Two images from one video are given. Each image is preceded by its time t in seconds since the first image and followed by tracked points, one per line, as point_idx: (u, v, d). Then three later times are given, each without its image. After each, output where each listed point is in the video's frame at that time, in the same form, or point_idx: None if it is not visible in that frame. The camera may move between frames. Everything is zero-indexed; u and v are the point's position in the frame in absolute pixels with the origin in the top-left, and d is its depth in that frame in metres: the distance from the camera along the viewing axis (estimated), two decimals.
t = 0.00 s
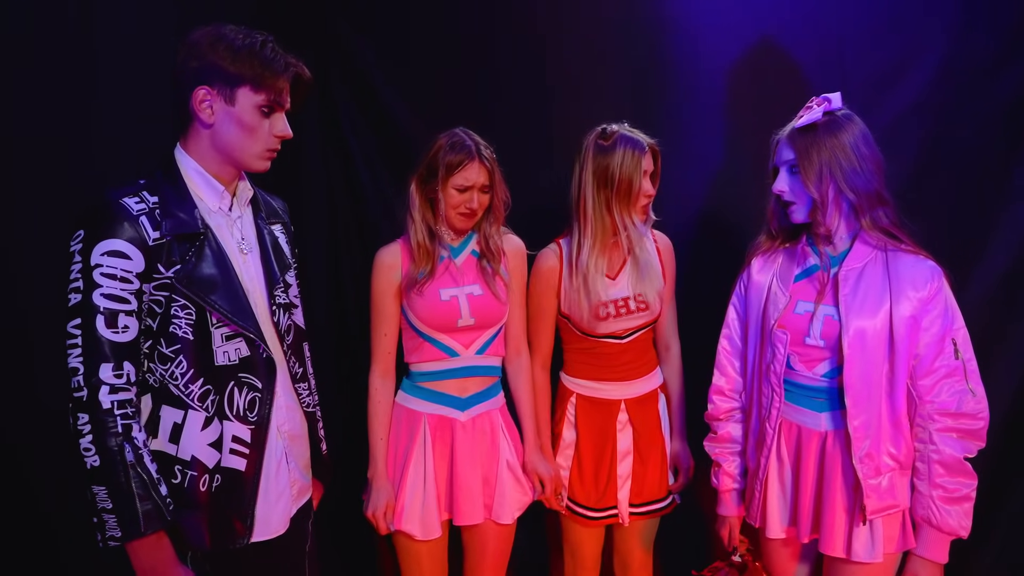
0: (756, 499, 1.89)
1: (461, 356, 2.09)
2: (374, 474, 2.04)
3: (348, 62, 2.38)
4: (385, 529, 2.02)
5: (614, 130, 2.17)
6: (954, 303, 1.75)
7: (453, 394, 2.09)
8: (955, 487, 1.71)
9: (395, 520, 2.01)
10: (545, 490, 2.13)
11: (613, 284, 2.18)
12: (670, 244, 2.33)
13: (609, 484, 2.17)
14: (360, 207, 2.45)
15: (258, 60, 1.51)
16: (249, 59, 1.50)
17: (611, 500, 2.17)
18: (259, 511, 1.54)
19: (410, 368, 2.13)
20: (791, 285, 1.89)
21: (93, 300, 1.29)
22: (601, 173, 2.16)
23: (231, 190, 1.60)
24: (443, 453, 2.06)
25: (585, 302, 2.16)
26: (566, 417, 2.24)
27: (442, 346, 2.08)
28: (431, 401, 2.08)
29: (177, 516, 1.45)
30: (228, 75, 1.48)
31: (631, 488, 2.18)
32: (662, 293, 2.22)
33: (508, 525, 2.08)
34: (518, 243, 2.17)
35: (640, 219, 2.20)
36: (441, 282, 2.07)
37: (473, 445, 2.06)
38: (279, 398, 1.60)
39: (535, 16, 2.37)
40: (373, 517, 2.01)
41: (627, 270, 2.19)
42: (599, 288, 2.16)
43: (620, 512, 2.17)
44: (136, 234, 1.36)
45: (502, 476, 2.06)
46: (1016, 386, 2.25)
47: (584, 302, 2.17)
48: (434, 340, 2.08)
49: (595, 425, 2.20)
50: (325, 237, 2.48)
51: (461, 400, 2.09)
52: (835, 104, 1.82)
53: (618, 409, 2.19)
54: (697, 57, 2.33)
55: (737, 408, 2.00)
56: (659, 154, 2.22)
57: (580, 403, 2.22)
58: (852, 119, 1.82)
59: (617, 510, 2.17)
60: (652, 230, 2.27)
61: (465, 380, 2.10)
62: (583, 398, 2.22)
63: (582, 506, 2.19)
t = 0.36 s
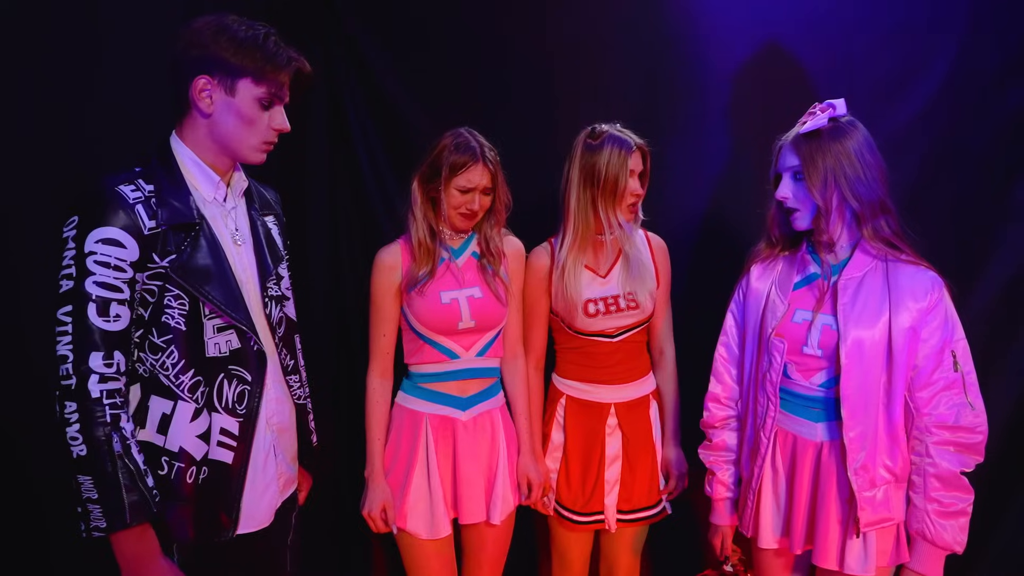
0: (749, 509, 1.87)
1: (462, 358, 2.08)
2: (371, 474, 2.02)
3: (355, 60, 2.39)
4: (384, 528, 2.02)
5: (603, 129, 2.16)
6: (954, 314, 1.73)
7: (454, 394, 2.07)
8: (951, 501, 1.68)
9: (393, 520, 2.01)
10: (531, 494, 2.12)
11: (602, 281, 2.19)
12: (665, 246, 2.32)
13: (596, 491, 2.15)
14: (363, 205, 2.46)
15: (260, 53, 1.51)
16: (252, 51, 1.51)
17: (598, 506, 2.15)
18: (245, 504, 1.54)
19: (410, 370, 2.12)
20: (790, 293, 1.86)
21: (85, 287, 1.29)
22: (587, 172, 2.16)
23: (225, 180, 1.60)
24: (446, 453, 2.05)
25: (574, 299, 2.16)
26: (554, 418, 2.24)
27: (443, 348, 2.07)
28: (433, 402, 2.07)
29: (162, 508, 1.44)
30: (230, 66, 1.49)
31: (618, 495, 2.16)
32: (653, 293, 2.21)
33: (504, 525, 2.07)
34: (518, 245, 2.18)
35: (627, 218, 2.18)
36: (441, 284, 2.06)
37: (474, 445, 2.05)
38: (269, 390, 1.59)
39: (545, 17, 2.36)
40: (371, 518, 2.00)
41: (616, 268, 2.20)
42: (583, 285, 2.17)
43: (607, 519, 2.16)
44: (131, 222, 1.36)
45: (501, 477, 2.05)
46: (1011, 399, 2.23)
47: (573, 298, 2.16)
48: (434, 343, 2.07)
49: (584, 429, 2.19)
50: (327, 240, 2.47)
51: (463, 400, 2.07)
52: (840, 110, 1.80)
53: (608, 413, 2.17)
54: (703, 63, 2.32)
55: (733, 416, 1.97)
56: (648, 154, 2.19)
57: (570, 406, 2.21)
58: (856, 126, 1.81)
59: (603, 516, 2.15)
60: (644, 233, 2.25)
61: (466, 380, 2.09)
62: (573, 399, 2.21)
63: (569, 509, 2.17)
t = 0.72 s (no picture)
0: (748, 511, 1.85)
1: (452, 361, 2.05)
2: (361, 475, 1.99)
3: (343, 62, 2.36)
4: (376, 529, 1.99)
5: (583, 132, 2.17)
6: (950, 312, 1.71)
7: (444, 397, 2.04)
8: (950, 500, 1.67)
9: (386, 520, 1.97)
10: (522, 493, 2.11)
11: (591, 278, 2.18)
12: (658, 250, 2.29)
13: (586, 491, 2.14)
14: (353, 209, 2.42)
15: (245, 61, 1.49)
16: (237, 59, 1.48)
17: (587, 507, 2.14)
18: (228, 516, 1.50)
19: (399, 374, 2.09)
20: (785, 294, 1.85)
21: (65, 297, 1.24)
22: (568, 171, 2.17)
23: (206, 187, 1.56)
24: (436, 457, 2.02)
25: (561, 296, 2.14)
26: (545, 420, 2.22)
27: (433, 351, 2.04)
28: (423, 406, 2.04)
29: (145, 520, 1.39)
30: (213, 74, 1.45)
31: (609, 497, 2.14)
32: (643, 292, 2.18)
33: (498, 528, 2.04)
34: (505, 247, 2.15)
35: (610, 218, 2.17)
36: (431, 286, 2.03)
37: (465, 450, 2.02)
38: (251, 400, 1.55)
39: (537, 18, 2.34)
40: (364, 517, 1.96)
41: (604, 266, 2.18)
42: (570, 280, 2.16)
43: (597, 520, 2.14)
44: (112, 230, 1.32)
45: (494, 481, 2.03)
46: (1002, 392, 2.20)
47: (559, 294, 2.14)
48: (424, 346, 2.04)
49: (572, 431, 2.17)
50: (316, 244, 2.43)
51: (453, 404, 2.04)
52: (833, 110, 1.80)
53: (597, 416, 2.15)
54: (692, 63, 2.30)
55: (730, 418, 1.95)
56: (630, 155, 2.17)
57: (560, 408, 2.19)
58: (849, 125, 1.80)
59: (593, 517, 2.14)
60: (635, 233, 2.22)
61: (456, 384, 2.05)
62: (562, 402, 2.19)
63: (558, 511, 2.15)
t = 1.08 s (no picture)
0: (757, 505, 1.86)
1: (448, 363, 2.04)
2: (359, 478, 1.97)
3: (338, 64, 2.33)
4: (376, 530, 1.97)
5: (573, 131, 2.17)
6: (955, 302, 1.71)
7: (440, 399, 2.03)
8: (959, 491, 1.68)
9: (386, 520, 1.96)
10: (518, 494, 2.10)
11: (589, 276, 2.17)
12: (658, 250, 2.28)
13: (585, 488, 2.13)
14: (351, 210, 2.40)
15: (237, 65, 1.45)
16: (228, 63, 1.44)
17: (586, 504, 2.13)
18: (240, 524, 1.49)
19: (393, 375, 2.07)
20: (791, 287, 1.85)
21: (66, 310, 1.22)
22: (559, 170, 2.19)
23: (201, 193, 1.54)
24: (433, 458, 2.00)
25: (558, 292, 2.14)
26: (543, 418, 2.23)
27: (429, 354, 2.02)
28: (419, 407, 2.02)
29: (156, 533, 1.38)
30: (203, 79, 1.42)
31: (609, 494, 2.13)
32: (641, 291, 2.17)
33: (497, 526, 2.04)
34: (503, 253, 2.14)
35: (602, 215, 2.16)
36: (429, 289, 2.01)
37: (462, 450, 2.01)
38: (257, 406, 1.54)
39: (534, 13, 2.31)
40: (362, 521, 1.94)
41: (602, 266, 2.18)
42: (568, 277, 2.15)
43: (597, 517, 2.12)
44: (112, 239, 1.30)
45: (490, 480, 2.02)
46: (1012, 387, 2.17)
47: (557, 292, 2.14)
48: (420, 348, 2.02)
49: (571, 427, 2.17)
50: (314, 245, 2.41)
51: (448, 404, 2.03)
52: (837, 102, 1.79)
53: (595, 413, 2.15)
54: (691, 58, 2.28)
55: (737, 413, 1.96)
56: (620, 153, 2.16)
57: (558, 405, 2.19)
58: (852, 117, 1.79)
59: (594, 513, 2.13)
60: (634, 233, 2.22)
61: (451, 386, 2.04)
62: (560, 399, 2.19)
63: (557, 508, 2.15)
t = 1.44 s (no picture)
0: (760, 496, 1.88)
1: (440, 369, 2.01)
2: (353, 489, 1.93)
3: (324, 68, 2.31)
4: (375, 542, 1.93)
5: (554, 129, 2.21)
6: (951, 290, 1.74)
7: (433, 403, 2.01)
8: (959, 478, 1.70)
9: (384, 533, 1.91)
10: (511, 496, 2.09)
11: (577, 279, 2.17)
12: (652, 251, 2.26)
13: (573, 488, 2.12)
14: (340, 213, 2.38)
15: (223, 67, 1.42)
16: (213, 65, 1.40)
17: (574, 504, 2.12)
18: (247, 535, 1.45)
19: (383, 382, 2.05)
20: (786, 280, 1.88)
21: (61, 320, 1.19)
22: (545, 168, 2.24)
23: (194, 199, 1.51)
24: (427, 463, 1.98)
25: (543, 292, 2.15)
26: (530, 418, 2.23)
27: (422, 361, 2.00)
28: (411, 413, 1.99)
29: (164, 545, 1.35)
30: (189, 81, 1.39)
31: (597, 494, 2.13)
32: (629, 299, 2.16)
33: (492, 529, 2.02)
34: (490, 254, 2.13)
35: (569, 211, 2.15)
36: (422, 296, 1.99)
37: (456, 453, 1.99)
38: (259, 414, 1.51)
39: (522, 10, 2.31)
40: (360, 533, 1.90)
41: (592, 269, 2.17)
42: (555, 278, 2.16)
43: (585, 517, 2.12)
44: (105, 247, 1.26)
45: (483, 483, 2.01)
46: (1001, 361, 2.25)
47: (544, 292, 2.15)
48: (413, 356, 1.99)
49: (558, 427, 2.16)
50: (304, 249, 2.38)
51: (441, 408, 2.01)
52: (828, 95, 1.81)
53: (580, 413, 2.14)
54: (674, 50, 2.30)
55: (738, 406, 1.98)
56: (592, 146, 2.12)
57: (545, 405, 2.20)
58: (844, 110, 1.82)
59: (582, 514, 2.12)
60: (628, 235, 2.23)
61: (443, 390, 2.02)
62: (547, 399, 2.19)
63: (547, 508, 2.15)
